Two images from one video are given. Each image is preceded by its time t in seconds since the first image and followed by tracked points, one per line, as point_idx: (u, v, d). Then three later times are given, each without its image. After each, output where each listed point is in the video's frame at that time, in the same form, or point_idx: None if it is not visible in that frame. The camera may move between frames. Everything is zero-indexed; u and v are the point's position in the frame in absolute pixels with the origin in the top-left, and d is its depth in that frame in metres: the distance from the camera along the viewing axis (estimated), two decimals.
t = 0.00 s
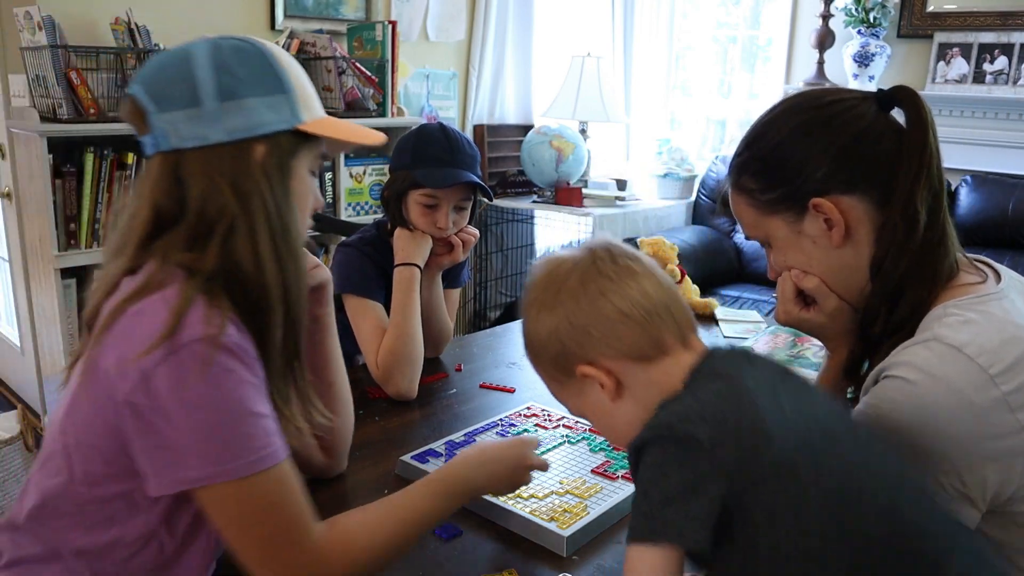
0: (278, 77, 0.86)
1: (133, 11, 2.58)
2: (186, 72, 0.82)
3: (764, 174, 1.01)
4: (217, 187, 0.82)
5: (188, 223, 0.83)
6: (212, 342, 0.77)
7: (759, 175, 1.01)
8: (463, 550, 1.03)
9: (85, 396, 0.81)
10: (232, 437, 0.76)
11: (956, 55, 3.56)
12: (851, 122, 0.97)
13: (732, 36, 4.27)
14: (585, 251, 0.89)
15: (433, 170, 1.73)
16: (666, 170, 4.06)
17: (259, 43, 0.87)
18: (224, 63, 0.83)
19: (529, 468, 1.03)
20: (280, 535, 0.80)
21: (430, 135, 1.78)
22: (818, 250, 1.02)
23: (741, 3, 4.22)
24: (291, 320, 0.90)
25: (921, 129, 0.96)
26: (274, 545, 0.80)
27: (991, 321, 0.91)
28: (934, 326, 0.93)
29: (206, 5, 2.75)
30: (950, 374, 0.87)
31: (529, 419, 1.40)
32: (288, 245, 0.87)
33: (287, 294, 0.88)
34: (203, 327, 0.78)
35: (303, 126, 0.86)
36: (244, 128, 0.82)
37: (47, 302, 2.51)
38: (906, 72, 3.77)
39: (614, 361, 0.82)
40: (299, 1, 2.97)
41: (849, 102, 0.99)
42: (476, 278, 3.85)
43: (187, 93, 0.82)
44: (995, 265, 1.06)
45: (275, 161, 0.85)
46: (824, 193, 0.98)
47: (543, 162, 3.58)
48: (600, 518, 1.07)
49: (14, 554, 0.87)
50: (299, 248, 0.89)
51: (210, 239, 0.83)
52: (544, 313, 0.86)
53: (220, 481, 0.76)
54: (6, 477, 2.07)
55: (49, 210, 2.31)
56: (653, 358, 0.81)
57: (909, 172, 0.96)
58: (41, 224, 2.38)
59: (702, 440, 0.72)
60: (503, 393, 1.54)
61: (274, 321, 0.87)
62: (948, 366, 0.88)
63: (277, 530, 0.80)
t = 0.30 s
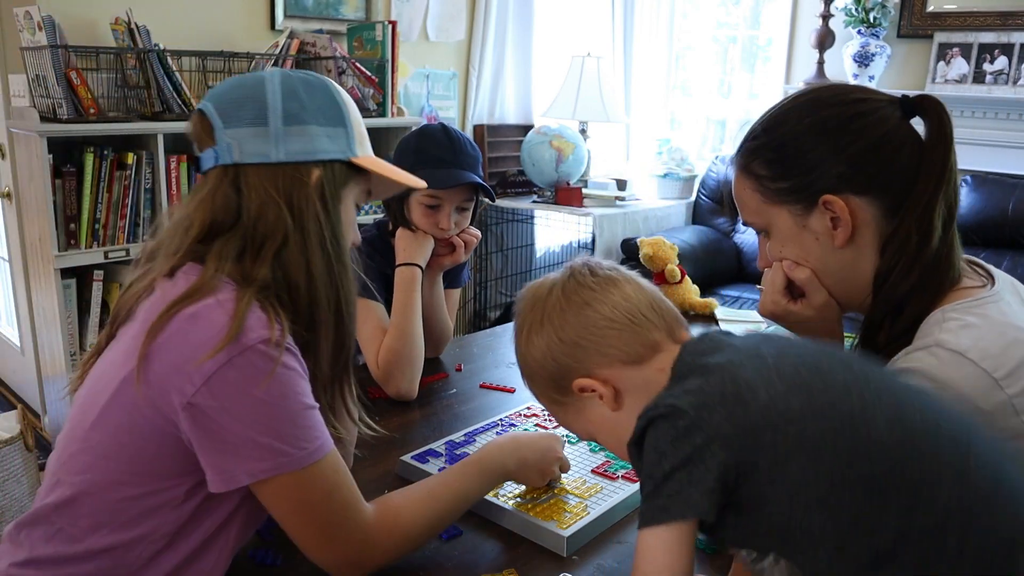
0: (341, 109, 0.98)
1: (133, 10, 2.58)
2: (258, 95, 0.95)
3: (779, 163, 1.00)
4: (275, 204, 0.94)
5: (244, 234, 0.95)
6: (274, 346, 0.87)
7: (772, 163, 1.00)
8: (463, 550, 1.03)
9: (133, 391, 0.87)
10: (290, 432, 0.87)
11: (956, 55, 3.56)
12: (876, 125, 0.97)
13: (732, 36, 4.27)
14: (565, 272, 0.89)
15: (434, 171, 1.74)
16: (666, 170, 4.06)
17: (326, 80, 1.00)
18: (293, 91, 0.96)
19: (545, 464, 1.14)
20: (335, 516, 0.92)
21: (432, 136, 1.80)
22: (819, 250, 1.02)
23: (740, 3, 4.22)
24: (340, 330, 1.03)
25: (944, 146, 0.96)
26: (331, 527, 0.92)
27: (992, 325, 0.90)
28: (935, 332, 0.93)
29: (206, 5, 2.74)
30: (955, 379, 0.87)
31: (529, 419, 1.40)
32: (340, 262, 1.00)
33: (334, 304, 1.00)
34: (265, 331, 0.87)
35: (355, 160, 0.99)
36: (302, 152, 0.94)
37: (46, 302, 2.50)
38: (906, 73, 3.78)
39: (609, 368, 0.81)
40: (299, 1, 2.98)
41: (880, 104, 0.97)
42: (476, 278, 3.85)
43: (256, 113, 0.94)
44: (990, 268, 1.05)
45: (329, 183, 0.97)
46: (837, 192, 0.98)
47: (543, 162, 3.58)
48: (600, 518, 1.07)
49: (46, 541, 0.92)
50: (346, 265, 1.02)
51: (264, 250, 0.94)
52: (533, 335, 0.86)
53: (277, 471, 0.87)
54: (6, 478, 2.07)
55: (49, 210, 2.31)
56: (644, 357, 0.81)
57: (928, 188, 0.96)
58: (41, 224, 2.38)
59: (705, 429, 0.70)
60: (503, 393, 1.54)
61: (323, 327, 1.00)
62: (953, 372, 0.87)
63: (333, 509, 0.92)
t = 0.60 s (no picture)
0: (366, 130, 1.01)
1: (132, 11, 2.58)
2: (286, 107, 0.97)
3: (793, 159, 0.98)
4: (293, 213, 0.96)
5: (261, 239, 0.96)
6: (285, 350, 0.88)
7: (786, 159, 0.99)
8: (462, 550, 1.03)
9: (142, 393, 0.88)
10: (300, 438, 0.88)
11: (956, 55, 3.56)
12: (892, 125, 0.96)
13: (732, 36, 4.26)
14: (616, 238, 0.85)
15: (435, 172, 1.75)
16: (666, 170, 4.06)
17: (354, 103, 1.04)
18: (322, 107, 0.99)
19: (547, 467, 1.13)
20: (338, 522, 0.92)
21: (434, 136, 1.80)
22: (828, 250, 1.02)
23: (740, 3, 4.22)
24: (351, 345, 1.05)
25: (955, 149, 0.97)
26: (336, 532, 0.92)
27: (992, 325, 0.91)
28: (937, 332, 0.93)
29: (206, 6, 2.74)
30: (956, 380, 0.87)
31: (529, 419, 1.40)
32: (355, 277, 1.02)
33: (347, 317, 1.02)
34: (276, 334, 0.88)
35: (375, 180, 1.02)
36: (323, 164, 0.97)
37: (46, 302, 2.51)
38: (906, 73, 3.78)
39: (622, 364, 0.81)
40: (299, 1, 2.98)
41: (895, 103, 0.97)
42: (476, 278, 3.85)
43: (281, 124, 0.96)
44: (990, 266, 1.06)
45: (348, 199, 0.99)
46: (851, 191, 0.97)
47: (543, 162, 3.58)
48: (600, 518, 1.07)
49: (48, 543, 0.92)
50: (361, 281, 1.03)
51: (279, 257, 0.96)
52: (560, 298, 0.84)
53: (285, 477, 0.87)
54: (5, 478, 2.07)
55: (48, 210, 2.32)
56: (660, 366, 0.80)
57: (939, 189, 0.96)
58: (41, 224, 2.38)
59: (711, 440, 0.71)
60: (503, 393, 1.55)
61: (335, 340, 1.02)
62: (954, 372, 0.88)
63: (337, 515, 0.92)
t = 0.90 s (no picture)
0: (376, 140, 1.02)
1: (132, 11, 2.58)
2: (298, 113, 0.98)
3: (825, 151, 0.96)
4: (299, 217, 0.96)
5: (266, 243, 0.96)
6: (288, 351, 0.88)
7: (821, 149, 0.96)
8: (463, 550, 1.03)
9: (145, 394, 0.88)
10: (303, 438, 0.87)
11: (956, 55, 3.56)
12: (930, 123, 0.93)
13: (732, 36, 4.26)
14: (647, 288, 0.80)
15: (435, 172, 1.75)
16: (666, 170, 4.06)
17: (367, 112, 1.04)
18: (334, 115, 0.99)
19: (541, 462, 1.14)
20: (339, 522, 0.92)
21: (434, 137, 1.80)
22: (855, 244, 0.99)
23: (740, 3, 4.22)
24: (354, 350, 1.05)
25: (992, 151, 0.93)
26: (334, 533, 0.91)
27: (1010, 326, 0.88)
28: (954, 333, 0.90)
29: (206, 6, 2.74)
30: (971, 381, 0.84)
31: (529, 419, 1.40)
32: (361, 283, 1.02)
33: (350, 323, 1.03)
34: (279, 335, 0.88)
35: (383, 190, 1.02)
36: (332, 172, 0.97)
37: (46, 302, 2.51)
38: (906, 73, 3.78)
39: (641, 428, 0.80)
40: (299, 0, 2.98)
41: (933, 101, 0.94)
42: (476, 278, 3.85)
43: (292, 129, 0.97)
44: (1008, 266, 1.04)
45: (355, 207, 0.99)
46: (881, 188, 0.94)
47: (543, 163, 3.57)
48: (600, 518, 1.07)
49: (48, 544, 0.92)
50: (365, 288, 1.03)
51: (283, 260, 0.96)
52: (584, 351, 0.81)
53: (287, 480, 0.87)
54: (5, 477, 2.07)
55: (48, 210, 2.31)
56: (680, 437, 0.79)
57: (972, 192, 0.93)
58: (41, 224, 2.38)
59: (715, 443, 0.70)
60: (503, 393, 1.54)
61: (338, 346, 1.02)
62: (969, 373, 0.84)
63: (338, 515, 0.92)
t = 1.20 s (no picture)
0: (377, 143, 1.02)
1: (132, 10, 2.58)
2: (301, 115, 0.98)
3: (861, 134, 0.98)
4: (301, 217, 0.96)
5: (267, 243, 0.96)
6: (289, 349, 0.88)
7: (854, 133, 0.98)
8: (464, 549, 1.04)
9: (145, 395, 0.88)
10: (304, 438, 0.88)
11: (956, 55, 3.56)
12: (966, 121, 0.97)
13: (732, 36, 4.25)
14: (615, 194, 0.83)
15: (434, 172, 1.75)
16: (666, 170, 4.06)
17: (368, 115, 1.04)
18: (337, 118, 0.99)
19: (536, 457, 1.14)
20: (341, 523, 0.92)
21: (433, 137, 1.80)
22: (877, 233, 1.02)
23: (740, 3, 4.20)
24: (354, 351, 1.05)
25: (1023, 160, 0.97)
26: (334, 533, 0.91)
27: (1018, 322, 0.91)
28: (962, 329, 0.94)
29: (206, 6, 2.74)
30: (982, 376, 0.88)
31: (529, 419, 1.40)
32: (362, 283, 1.03)
33: (350, 324, 1.03)
34: (280, 334, 0.88)
35: (383, 193, 1.03)
36: (335, 175, 0.97)
37: (46, 302, 2.51)
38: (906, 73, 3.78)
39: (623, 321, 0.79)
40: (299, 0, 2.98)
41: (974, 100, 0.97)
42: (476, 278, 3.86)
43: (296, 131, 0.97)
44: None
45: (356, 209, 1.00)
46: (915, 178, 0.97)
47: (543, 162, 3.57)
48: (600, 518, 1.07)
49: (49, 544, 0.92)
50: (365, 290, 1.04)
51: (285, 261, 0.96)
52: (560, 255, 0.82)
53: (285, 475, 0.87)
54: (6, 478, 2.07)
55: (49, 210, 2.31)
56: (661, 323, 0.78)
57: (999, 197, 0.97)
58: (41, 224, 2.39)
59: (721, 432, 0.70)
60: (503, 393, 1.55)
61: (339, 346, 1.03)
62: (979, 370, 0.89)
63: (340, 515, 0.92)
